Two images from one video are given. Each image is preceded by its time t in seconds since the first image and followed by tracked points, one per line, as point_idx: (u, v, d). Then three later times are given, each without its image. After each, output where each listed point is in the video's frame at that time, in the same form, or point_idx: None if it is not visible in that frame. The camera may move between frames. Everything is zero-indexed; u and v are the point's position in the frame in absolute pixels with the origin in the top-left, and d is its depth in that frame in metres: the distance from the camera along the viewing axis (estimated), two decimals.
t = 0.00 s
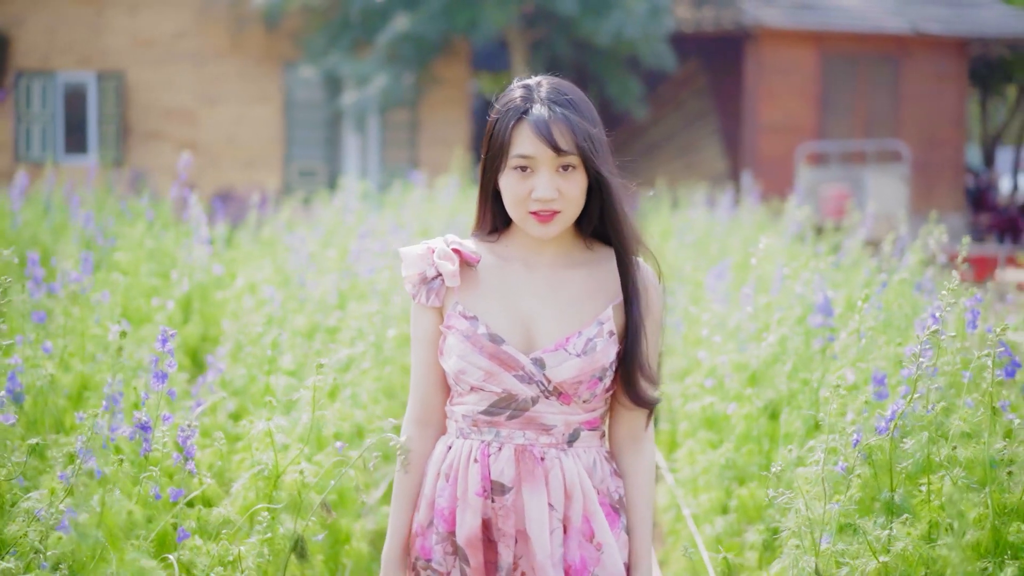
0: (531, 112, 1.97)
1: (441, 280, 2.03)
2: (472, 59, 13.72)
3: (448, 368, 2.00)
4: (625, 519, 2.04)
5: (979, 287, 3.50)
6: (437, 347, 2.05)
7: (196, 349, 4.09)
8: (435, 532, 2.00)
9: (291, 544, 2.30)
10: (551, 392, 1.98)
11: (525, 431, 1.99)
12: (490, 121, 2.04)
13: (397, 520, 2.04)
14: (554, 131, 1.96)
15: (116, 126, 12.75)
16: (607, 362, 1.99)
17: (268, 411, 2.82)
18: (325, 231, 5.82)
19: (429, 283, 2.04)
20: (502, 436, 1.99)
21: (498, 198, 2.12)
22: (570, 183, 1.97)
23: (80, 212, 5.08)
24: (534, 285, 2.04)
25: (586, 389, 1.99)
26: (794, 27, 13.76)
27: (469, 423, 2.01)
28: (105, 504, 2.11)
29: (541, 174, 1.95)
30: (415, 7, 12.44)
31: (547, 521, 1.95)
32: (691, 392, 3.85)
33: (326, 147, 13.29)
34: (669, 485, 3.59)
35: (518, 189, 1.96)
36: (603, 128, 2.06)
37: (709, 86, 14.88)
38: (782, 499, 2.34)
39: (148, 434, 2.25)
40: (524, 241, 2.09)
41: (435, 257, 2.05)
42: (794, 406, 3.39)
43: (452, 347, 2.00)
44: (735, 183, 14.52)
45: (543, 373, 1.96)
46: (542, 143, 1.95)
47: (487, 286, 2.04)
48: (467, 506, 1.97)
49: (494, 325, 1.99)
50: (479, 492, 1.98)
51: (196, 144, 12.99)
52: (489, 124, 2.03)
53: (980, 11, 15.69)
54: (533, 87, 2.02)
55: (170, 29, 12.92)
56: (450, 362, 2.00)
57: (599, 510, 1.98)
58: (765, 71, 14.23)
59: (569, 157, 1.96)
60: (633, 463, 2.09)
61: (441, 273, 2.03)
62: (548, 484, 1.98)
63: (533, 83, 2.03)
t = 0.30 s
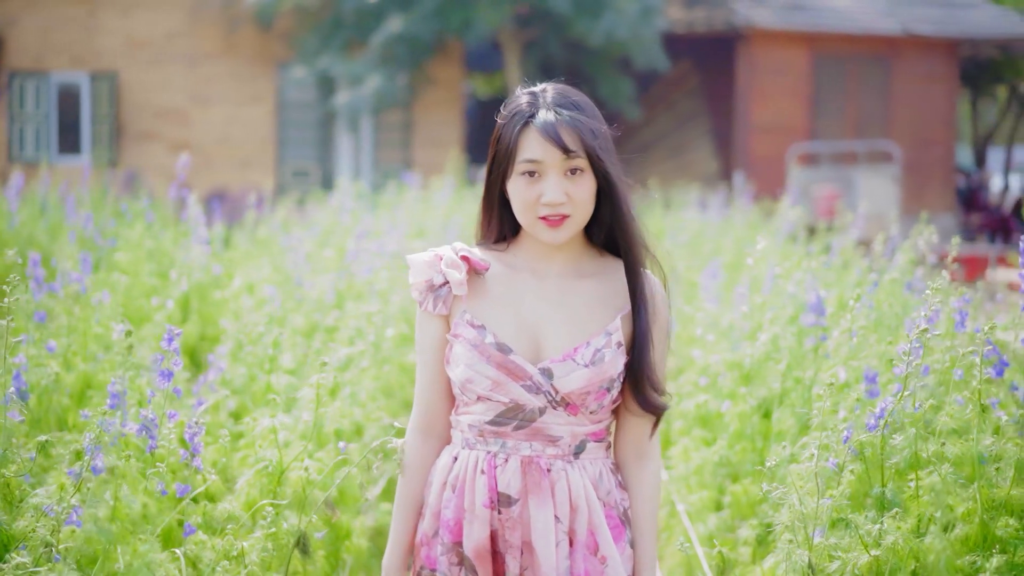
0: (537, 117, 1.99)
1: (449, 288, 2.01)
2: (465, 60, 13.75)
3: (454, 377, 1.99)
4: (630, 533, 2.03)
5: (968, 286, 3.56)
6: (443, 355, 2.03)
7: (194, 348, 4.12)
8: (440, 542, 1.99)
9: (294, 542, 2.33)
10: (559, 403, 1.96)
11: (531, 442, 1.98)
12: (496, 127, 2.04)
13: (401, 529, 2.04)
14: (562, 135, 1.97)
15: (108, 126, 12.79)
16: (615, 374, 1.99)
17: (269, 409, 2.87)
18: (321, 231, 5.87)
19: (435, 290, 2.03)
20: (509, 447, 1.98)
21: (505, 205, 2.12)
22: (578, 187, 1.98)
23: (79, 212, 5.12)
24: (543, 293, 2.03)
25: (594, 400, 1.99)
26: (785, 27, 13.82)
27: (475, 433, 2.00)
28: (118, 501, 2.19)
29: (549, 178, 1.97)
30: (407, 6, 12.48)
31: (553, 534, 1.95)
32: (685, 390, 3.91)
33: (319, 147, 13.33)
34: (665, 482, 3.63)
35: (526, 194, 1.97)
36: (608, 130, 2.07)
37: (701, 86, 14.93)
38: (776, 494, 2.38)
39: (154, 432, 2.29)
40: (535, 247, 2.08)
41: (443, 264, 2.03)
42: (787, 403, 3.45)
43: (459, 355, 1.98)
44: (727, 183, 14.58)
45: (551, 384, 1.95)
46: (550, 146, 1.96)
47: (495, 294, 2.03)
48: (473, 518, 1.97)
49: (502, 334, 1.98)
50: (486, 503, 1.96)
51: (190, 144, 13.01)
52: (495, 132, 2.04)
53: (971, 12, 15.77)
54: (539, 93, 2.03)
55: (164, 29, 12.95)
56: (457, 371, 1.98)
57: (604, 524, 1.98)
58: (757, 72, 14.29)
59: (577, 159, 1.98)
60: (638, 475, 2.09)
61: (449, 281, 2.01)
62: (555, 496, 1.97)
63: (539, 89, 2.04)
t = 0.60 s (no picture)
0: (538, 118, 2.00)
1: (461, 289, 2.02)
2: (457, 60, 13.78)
3: (463, 380, 1.98)
4: (636, 541, 2.04)
5: (957, 285, 3.61)
6: (451, 359, 2.04)
7: (191, 348, 4.16)
8: (446, 547, 1.99)
9: (295, 537, 2.35)
10: (569, 410, 1.96)
11: (539, 449, 1.98)
12: (499, 130, 2.05)
13: (403, 533, 2.02)
14: (564, 134, 1.97)
15: (100, 126, 12.79)
16: (626, 381, 1.99)
17: (269, 411, 2.89)
18: (317, 231, 5.92)
19: (446, 292, 2.03)
20: (516, 453, 1.97)
21: (511, 208, 2.15)
22: (585, 185, 1.99)
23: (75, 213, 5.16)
24: (553, 298, 2.04)
25: (604, 407, 1.98)
26: (775, 28, 13.88)
27: (481, 438, 1.99)
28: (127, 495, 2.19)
29: (555, 178, 1.97)
30: (399, 7, 12.50)
31: (560, 542, 1.95)
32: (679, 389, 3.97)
33: (311, 146, 13.35)
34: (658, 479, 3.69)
35: (533, 196, 1.98)
36: (612, 128, 2.09)
37: (691, 86, 14.97)
38: (770, 489, 2.43)
39: (157, 430, 2.31)
40: (546, 249, 2.10)
41: (455, 266, 2.04)
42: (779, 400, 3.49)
43: (469, 358, 1.98)
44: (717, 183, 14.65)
45: (562, 390, 1.95)
46: (552, 146, 1.97)
47: (507, 297, 2.03)
48: (479, 524, 1.96)
49: (512, 337, 1.98)
50: (493, 509, 1.96)
51: (182, 144, 13.03)
52: (498, 135, 2.05)
53: (960, 12, 15.84)
54: (541, 96, 2.05)
55: (155, 30, 12.96)
56: (466, 374, 1.98)
57: (611, 533, 1.98)
58: (747, 72, 14.34)
59: (581, 159, 1.98)
60: (645, 484, 2.09)
61: (464, 281, 2.01)
62: (561, 504, 1.97)
63: (541, 92, 2.06)
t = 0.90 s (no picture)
0: (538, 119, 2.01)
1: (469, 280, 2.03)
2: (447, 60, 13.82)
3: (468, 372, 1.99)
4: (640, 543, 2.03)
5: (945, 286, 3.66)
6: (457, 351, 2.04)
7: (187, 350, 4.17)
8: (448, 543, 1.99)
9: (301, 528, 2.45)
10: (574, 405, 1.96)
11: (543, 445, 1.98)
12: (502, 129, 2.07)
13: (402, 529, 2.00)
14: (562, 134, 1.98)
15: (89, 126, 12.82)
16: (632, 378, 1.99)
17: (265, 411, 2.91)
18: (309, 231, 5.94)
19: (455, 282, 2.03)
20: (519, 448, 1.97)
21: (516, 208, 2.14)
22: (588, 184, 1.99)
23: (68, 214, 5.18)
24: (561, 295, 2.04)
25: (609, 404, 1.98)
26: (764, 28, 13.92)
27: (485, 432, 1.99)
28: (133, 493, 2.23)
29: (556, 178, 1.98)
30: (389, 7, 12.52)
31: (560, 541, 1.94)
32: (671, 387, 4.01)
33: (300, 147, 13.37)
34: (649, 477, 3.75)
35: (535, 196, 1.99)
36: (616, 124, 2.08)
37: (680, 86, 14.94)
38: (764, 487, 2.46)
39: (160, 429, 2.35)
40: (553, 247, 2.09)
41: (466, 257, 2.04)
42: (771, 400, 3.54)
43: (474, 350, 1.99)
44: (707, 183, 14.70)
45: (567, 386, 1.95)
46: (551, 146, 1.98)
47: (515, 292, 2.03)
48: (481, 519, 1.96)
49: (518, 331, 1.99)
50: (495, 505, 1.96)
51: (172, 145, 12.99)
52: (501, 135, 2.06)
53: (948, 13, 15.91)
54: (542, 95, 2.06)
55: (144, 29, 12.94)
56: (471, 366, 1.99)
57: (612, 535, 1.97)
58: (736, 72, 14.39)
59: (581, 158, 1.99)
60: (652, 487, 2.08)
61: (473, 271, 2.02)
62: (564, 502, 1.96)
63: (541, 91, 2.06)
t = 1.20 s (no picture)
0: (535, 118, 2.04)
1: (467, 281, 2.05)
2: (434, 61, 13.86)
3: (467, 373, 2.02)
4: (644, 543, 2.06)
5: (932, 286, 3.71)
6: (457, 352, 2.07)
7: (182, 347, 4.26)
8: (452, 546, 2.03)
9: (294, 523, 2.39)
10: (573, 405, 1.99)
11: (543, 445, 2.01)
12: (500, 127, 2.10)
13: (401, 530, 2.02)
14: (559, 134, 2.01)
15: (76, 126, 12.78)
16: (632, 376, 2.02)
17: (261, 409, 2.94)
18: (300, 231, 5.97)
19: (453, 284, 2.06)
20: (520, 448, 2.01)
21: (516, 209, 2.18)
22: (584, 184, 2.03)
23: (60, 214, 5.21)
24: (561, 293, 2.07)
25: (610, 403, 2.02)
26: (749, 29, 13.98)
27: (486, 433, 2.03)
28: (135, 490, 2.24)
29: (552, 178, 2.02)
30: (377, 8, 12.56)
31: (560, 541, 1.98)
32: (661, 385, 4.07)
33: (287, 147, 13.38)
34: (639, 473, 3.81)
35: (532, 196, 2.03)
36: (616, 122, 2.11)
37: (666, 88, 15.06)
38: (755, 485, 2.44)
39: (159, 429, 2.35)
40: (553, 249, 2.12)
41: (464, 259, 2.07)
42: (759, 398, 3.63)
43: (473, 351, 2.02)
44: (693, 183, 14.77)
45: (566, 384, 1.98)
46: (548, 146, 2.01)
47: (514, 291, 2.07)
48: (483, 520, 1.99)
49: (516, 331, 2.02)
50: (497, 505, 1.99)
51: (158, 144, 13.04)
52: (499, 134, 2.10)
53: (933, 14, 15.99)
54: (540, 93, 2.09)
55: (130, 29, 12.92)
56: (470, 367, 2.01)
57: (613, 535, 2.01)
58: (721, 73, 14.46)
59: (577, 158, 2.02)
60: (656, 485, 2.10)
61: (471, 272, 2.05)
62: (565, 503, 2.00)
63: (540, 90, 2.09)
